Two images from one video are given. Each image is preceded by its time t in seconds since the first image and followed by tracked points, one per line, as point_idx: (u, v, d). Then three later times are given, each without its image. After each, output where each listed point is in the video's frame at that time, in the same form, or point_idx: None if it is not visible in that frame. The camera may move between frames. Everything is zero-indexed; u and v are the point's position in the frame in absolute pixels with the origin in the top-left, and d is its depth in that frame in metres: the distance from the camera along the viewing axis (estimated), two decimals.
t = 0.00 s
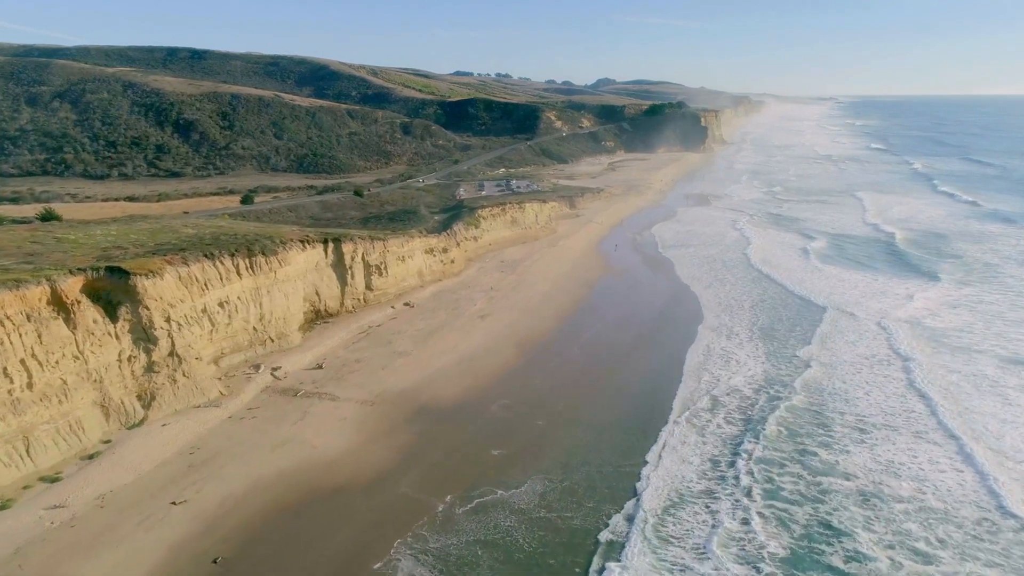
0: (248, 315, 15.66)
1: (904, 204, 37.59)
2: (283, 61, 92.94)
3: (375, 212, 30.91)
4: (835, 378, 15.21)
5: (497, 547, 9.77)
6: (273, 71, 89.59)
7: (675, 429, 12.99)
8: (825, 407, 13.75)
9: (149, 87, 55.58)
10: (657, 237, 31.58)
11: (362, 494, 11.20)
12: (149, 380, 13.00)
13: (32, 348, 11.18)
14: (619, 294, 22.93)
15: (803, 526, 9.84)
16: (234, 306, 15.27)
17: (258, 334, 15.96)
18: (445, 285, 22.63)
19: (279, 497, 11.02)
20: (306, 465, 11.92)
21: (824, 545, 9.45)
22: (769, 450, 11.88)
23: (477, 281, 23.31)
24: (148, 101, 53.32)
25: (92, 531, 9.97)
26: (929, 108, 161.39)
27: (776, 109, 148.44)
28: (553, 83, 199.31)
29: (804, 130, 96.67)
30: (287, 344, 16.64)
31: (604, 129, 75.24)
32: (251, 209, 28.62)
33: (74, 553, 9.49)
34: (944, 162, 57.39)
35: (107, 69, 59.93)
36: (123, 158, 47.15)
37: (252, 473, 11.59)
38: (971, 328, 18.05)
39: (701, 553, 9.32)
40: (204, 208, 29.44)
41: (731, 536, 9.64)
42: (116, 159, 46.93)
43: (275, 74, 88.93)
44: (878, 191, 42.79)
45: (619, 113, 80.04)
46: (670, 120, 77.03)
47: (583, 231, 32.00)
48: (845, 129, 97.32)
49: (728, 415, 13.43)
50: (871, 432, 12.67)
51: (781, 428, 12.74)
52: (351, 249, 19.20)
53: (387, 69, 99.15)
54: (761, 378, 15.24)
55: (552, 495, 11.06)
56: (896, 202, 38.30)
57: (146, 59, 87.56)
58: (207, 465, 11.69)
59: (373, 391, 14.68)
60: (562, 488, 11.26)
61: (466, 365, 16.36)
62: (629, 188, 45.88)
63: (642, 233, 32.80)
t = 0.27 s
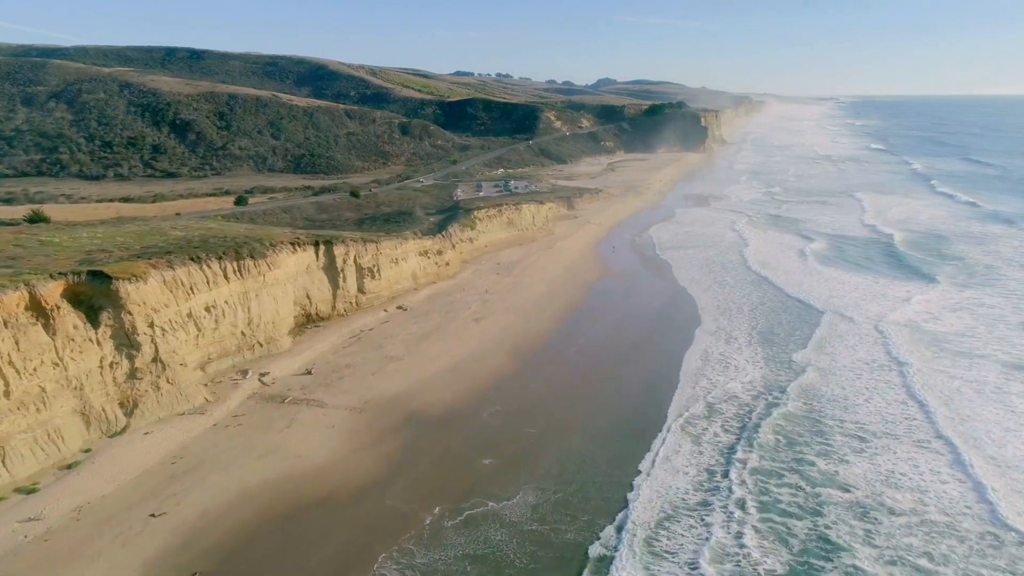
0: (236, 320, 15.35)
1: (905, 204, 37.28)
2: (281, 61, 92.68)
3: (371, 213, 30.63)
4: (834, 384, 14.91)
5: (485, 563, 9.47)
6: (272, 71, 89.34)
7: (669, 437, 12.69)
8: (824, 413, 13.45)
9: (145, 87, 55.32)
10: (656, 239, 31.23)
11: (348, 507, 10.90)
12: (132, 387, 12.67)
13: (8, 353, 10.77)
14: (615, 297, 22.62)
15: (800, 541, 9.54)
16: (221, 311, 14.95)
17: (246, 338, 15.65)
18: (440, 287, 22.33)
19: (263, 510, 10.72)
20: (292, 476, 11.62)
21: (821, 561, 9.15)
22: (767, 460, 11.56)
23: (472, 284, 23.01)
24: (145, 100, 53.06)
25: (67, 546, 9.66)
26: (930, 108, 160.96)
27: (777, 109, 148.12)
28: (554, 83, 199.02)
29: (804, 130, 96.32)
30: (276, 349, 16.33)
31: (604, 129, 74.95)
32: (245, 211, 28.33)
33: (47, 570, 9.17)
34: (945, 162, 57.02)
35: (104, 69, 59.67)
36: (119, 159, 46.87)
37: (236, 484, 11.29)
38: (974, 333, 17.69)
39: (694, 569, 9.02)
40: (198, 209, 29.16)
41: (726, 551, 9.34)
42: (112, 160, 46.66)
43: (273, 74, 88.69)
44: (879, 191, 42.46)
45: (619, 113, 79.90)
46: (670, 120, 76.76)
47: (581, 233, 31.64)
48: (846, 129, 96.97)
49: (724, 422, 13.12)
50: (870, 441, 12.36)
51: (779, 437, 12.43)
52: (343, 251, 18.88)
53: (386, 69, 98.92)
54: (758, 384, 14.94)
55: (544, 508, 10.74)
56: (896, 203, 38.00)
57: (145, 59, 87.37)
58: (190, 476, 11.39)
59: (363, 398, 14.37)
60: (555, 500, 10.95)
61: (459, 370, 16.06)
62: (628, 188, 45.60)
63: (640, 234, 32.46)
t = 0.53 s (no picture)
0: (223, 324, 15.04)
1: (905, 205, 36.97)
2: (280, 61, 92.41)
3: (366, 214, 30.33)
4: (833, 390, 14.61)
5: None
6: (271, 71, 89.08)
7: (664, 446, 12.39)
8: (821, 421, 13.17)
9: (142, 87, 55.04)
10: (654, 240, 30.91)
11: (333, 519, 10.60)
12: (114, 394, 12.34)
13: None
14: (612, 299, 22.33)
15: (797, 557, 9.23)
16: (207, 315, 14.65)
17: (234, 343, 15.34)
18: (434, 290, 22.02)
19: (245, 523, 10.42)
20: (276, 487, 11.32)
21: None
22: (764, 470, 11.28)
23: (467, 286, 22.70)
24: (141, 100, 52.78)
25: (42, 561, 9.35)
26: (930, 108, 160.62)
27: (777, 108, 147.73)
28: (554, 83, 198.72)
29: (805, 130, 95.96)
30: (265, 354, 16.02)
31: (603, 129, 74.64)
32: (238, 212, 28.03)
33: None
34: (946, 163, 56.66)
35: (100, 69, 59.41)
36: (114, 159, 46.57)
37: (218, 495, 10.99)
38: (978, 337, 17.35)
39: None
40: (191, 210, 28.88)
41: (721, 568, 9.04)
42: (108, 160, 46.38)
43: (272, 74, 88.42)
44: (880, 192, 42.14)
45: (619, 113, 79.63)
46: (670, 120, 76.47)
47: (579, 234, 31.32)
48: (846, 129, 96.64)
49: (720, 430, 12.81)
50: (870, 450, 12.07)
51: (776, 446, 12.13)
52: (334, 254, 18.55)
53: (385, 69, 98.67)
54: (756, 390, 14.62)
55: (537, 520, 10.42)
56: (897, 203, 37.67)
57: (143, 59, 87.14)
58: (172, 487, 11.09)
59: (352, 404, 14.06)
60: (547, 512, 10.63)
61: (450, 375, 15.74)
62: (627, 188, 45.30)
63: (638, 236, 32.16)
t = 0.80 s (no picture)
0: (209, 328, 14.74)
1: (906, 206, 36.63)
2: (279, 60, 92.13)
3: (362, 216, 30.02)
4: (832, 396, 14.28)
5: None
6: (269, 71, 88.81)
7: (658, 455, 12.08)
8: (820, 429, 12.84)
9: (139, 87, 54.77)
10: (653, 242, 30.58)
11: (317, 532, 10.28)
12: (95, 402, 11.99)
13: None
14: (608, 302, 22.01)
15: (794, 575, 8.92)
16: (193, 319, 14.35)
17: (221, 348, 15.03)
18: (428, 292, 21.69)
19: (227, 537, 10.12)
20: (260, 498, 11.01)
21: None
22: (761, 481, 10.96)
23: (462, 289, 22.38)
24: (138, 101, 52.52)
25: None
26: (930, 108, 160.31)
27: (778, 108, 147.31)
28: (554, 83, 198.48)
29: (805, 130, 95.61)
30: (253, 360, 15.70)
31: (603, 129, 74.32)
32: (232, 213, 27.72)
33: None
34: (948, 163, 56.27)
35: (98, 69, 59.15)
36: (111, 160, 46.29)
37: (200, 507, 10.67)
38: (980, 342, 17.00)
39: None
40: (185, 212, 28.59)
41: None
42: (104, 160, 46.09)
43: (271, 74, 88.15)
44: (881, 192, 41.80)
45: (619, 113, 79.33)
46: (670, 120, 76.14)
47: (576, 235, 30.99)
48: (846, 129, 96.27)
49: (716, 439, 12.48)
50: (870, 460, 11.74)
51: (774, 455, 11.81)
52: (325, 256, 18.23)
53: (385, 69, 98.42)
54: (753, 397, 14.29)
55: (528, 534, 10.10)
56: (898, 204, 37.33)
57: (142, 59, 86.93)
58: (152, 499, 10.78)
59: (340, 411, 13.74)
60: (539, 526, 10.32)
61: (442, 381, 15.42)
62: (626, 189, 44.99)
63: (637, 237, 31.83)
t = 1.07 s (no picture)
0: (195, 333, 14.42)
1: (907, 207, 36.30)
2: (278, 60, 91.85)
3: (357, 217, 29.73)
4: (831, 403, 13.97)
5: None
6: (268, 71, 88.58)
7: (652, 465, 11.77)
8: (819, 437, 12.54)
9: (136, 87, 54.51)
10: (651, 243, 30.28)
11: (301, 546, 9.97)
12: (75, 409, 11.66)
13: None
14: (604, 305, 21.70)
15: None
16: (179, 324, 14.03)
17: (207, 353, 14.73)
18: (421, 295, 21.40)
19: (207, 552, 9.81)
20: (242, 510, 10.71)
21: None
22: (758, 493, 10.66)
23: (456, 292, 22.07)
24: (134, 101, 52.26)
25: None
26: (929, 108, 160.43)
27: (779, 108, 147.07)
28: (554, 83, 198.19)
29: (806, 130, 95.28)
30: (241, 365, 15.39)
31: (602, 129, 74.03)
32: (225, 215, 27.44)
33: None
34: (949, 163, 55.96)
35: (94, 69, 58.87)
36: (106, 160, 45.99)
37: (180, 522, 10.36)
38: (983, 346, 16.70)
39: None
40: (178, 214, 28.30)
41: None
42: (99, 161, 45.81)
43: (270, 74, 87.92)
44: (881, 193, 41.49)
45: (618, 113, 79.09)
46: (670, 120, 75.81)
47: (574, 237, 30.68)
48: (847, 130, 95.96)
49: (711, 448, 12.19)
50: (871, 470, 11.43)
51: (771, 465, 11.52)
52: (316, 259, 17.94)
53: (384, 69, 98.19)
54: (749, 403, 14.01)
55: (520, 549, 9.79)
56: (899, 205, 37.04)
57: (140, 59, 86.71)
58: (130, 512, 10.45)
59: (327, 418, 13.43)
60: (530, 540, 10.01)
61: (433, 387, 15.11)
62: (624, 189, 44.68)
63: (635, 239, 31.52)
